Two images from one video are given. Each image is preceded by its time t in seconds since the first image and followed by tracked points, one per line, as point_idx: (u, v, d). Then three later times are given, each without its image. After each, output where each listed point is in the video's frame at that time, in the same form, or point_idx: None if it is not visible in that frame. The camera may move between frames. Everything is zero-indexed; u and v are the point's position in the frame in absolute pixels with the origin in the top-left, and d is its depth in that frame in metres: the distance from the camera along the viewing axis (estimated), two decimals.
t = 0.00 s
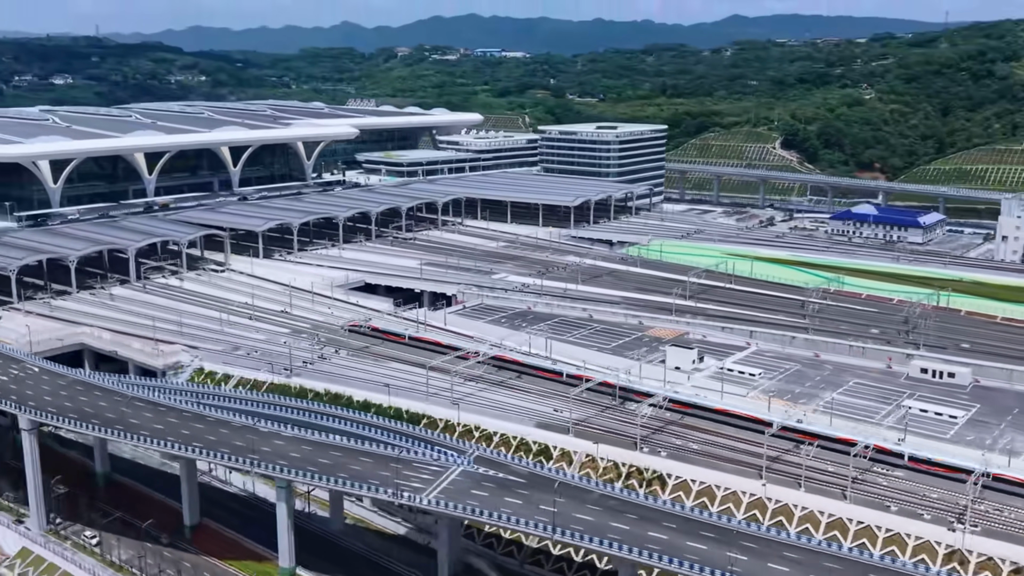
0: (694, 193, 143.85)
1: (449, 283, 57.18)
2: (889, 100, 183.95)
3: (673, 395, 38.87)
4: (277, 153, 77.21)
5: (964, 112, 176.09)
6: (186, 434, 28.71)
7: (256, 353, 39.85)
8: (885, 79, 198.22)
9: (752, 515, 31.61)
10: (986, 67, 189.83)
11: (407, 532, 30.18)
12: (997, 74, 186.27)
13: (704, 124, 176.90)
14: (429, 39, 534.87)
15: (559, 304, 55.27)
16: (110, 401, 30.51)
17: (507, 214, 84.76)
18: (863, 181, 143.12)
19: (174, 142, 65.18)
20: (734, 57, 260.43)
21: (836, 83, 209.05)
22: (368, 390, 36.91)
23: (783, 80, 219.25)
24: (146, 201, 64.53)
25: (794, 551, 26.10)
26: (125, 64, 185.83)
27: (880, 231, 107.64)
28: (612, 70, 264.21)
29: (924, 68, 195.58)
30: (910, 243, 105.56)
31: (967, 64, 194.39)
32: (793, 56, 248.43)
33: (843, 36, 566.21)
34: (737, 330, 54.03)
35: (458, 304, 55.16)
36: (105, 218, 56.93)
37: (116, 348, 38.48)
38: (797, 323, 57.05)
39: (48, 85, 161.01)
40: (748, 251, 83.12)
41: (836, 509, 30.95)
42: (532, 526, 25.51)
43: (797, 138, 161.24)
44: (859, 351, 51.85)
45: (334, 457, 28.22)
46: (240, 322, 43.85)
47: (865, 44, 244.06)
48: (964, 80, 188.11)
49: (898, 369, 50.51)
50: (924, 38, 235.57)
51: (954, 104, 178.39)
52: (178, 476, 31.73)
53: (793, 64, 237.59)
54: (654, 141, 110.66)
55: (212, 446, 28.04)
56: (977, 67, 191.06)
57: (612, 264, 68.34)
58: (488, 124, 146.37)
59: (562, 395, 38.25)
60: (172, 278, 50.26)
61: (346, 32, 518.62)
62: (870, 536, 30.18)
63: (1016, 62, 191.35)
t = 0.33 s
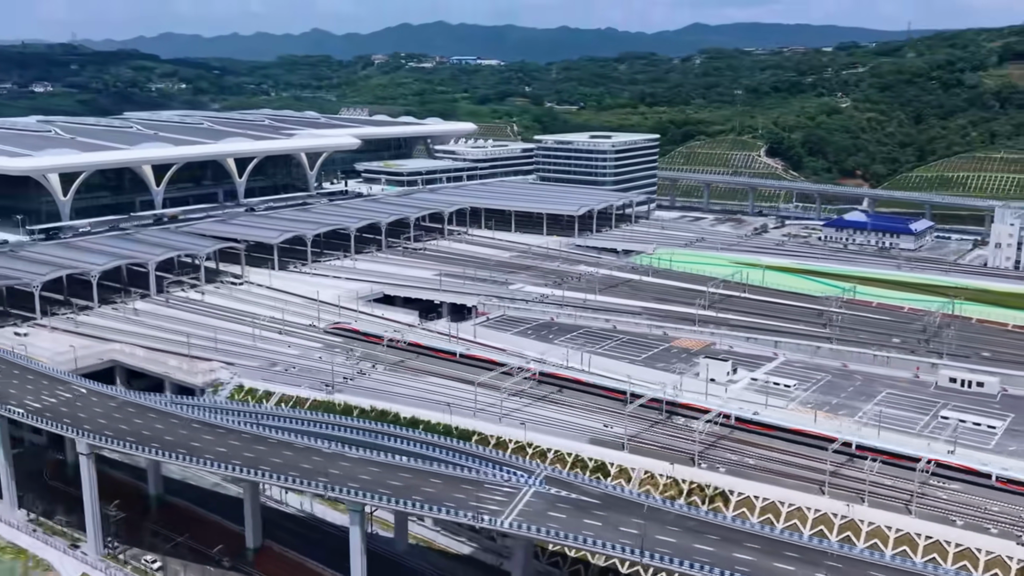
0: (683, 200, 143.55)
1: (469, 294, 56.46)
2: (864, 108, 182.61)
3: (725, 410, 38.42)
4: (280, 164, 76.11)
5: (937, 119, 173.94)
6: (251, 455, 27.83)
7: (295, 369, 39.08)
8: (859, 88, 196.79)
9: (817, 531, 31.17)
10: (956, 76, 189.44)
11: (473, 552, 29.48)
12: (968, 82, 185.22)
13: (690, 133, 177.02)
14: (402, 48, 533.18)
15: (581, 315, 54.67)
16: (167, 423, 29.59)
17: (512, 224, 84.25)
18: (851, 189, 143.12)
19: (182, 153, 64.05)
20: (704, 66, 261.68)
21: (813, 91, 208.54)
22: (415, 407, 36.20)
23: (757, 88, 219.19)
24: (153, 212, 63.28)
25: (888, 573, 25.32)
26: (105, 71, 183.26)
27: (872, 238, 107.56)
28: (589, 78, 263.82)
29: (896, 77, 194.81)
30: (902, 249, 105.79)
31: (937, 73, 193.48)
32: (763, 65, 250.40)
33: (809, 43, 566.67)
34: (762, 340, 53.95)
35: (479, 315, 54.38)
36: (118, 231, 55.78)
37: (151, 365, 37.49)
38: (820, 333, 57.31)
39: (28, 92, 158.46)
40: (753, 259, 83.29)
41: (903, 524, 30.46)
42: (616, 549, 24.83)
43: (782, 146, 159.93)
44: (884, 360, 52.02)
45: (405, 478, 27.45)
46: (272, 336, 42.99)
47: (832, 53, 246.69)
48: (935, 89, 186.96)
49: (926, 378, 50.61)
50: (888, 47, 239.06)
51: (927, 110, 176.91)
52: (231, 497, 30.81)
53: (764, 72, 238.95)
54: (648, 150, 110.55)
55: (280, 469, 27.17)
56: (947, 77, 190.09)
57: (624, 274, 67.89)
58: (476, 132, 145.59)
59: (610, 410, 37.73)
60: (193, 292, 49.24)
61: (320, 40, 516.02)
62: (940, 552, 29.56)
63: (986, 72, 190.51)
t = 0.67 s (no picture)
0: (673, 206, 143.57)
1: (487, 303, 56.16)
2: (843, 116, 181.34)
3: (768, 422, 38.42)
4: (284, 173, 75.54)
5: (913, 126, 172.93)
6: (313, 472, 27.36)
7: (330, 381, 38.65)
8: (835, 95, 196.43)
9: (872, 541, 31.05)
10: (929, 83, 189.95)
11: (531, 565, 29.44)
12: (941, 89, 185.43)
13: (677, 140, 177.06)
14: (378, 55, 531.89)
15: (600, 322, 54.49)
16: (223, 439, 29.05)
17: (515, 231, 84.17)
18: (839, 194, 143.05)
19: (191, 163, 63.22)
20: (678, 73, 262.81)
21: (793, 96, 208.27)
22: (458, 418, 35.85)
23: (733, 94, 219.42)
24: (161, 223, 62.42)
25: None
26: (87, 78, 181.21)
27: (864, 243, 107.94)
28: (569, 85, 263.66)
29: (871, 84, 195.01)
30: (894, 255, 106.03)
31: (909, 81, 193.81)
32: (736, 72, 251.78)
33: (780, 50, 568.35)
34: (782, 347, 54.22)
35: (500, 324, 54.08)
36: (131, 241, 55.01)
37: (186, 379, 36.92)
38: (836, 339, 57.86)
39: (11, 99, 156.45)
40: (756, 265, 83.68)
41: (959, 532, 30.33)
42: (691, 563, 24.58)
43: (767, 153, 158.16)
44: (902, 366, 52.45)
45: (470, 493, 27.11)
46: (301, 348, 42.41)
47: (803, 61, 248.42)
48: (908, 96, 186.70)
49: (947, 384, 50.93)
50: (859, 54, 241.14)
51: (902, 116, 176.65)
52: (284, 513, 30.36)
53: (738, 80, 239.83)
54: (642, 157, 110.60)
55: (344, 486, 26.73)
56: (921, 84, 190.20)
57: (632, 279, 67.66)
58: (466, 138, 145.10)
59: (650, 420, 37.60)
60: (213, 302, 48.60)
61: (296, 47, 513.15)
62: (999, 559, 29.36)
63: (958, 79, 190.95)
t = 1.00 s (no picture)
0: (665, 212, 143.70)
1: (509, 311, 56.12)
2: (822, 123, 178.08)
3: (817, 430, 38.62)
4: (293, 181, 75.25)
5: (888, 133, 169.39)
6: (386, 485, 27.14)
7: (373, 392, 38.45)
8: (813, 103, 195.00)
9: (930, 546, 31.21)
10: (901, 91, 187.75)
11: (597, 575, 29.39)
12: (914, 97, 182.89)
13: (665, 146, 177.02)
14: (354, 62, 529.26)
15: (624, 330, 54.60)
16: (289, 452, 28.79)
17: (522, 239, 84.22)
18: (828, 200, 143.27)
19: (204, 173, 62.66)
20: (653, 81, 263.86)
21: (771, 103, 207.85)
22: (508, 428, 35.75)
23: (712, 101, 219.26)
24: (175, 233, 61.80)
25: None
26: (71, 85, 179.27)
27: (857, 248, 108.11)
28: (549, 92, 263.88)
29: (848, 93, 193.57)
30: (886, 259, 106.74)
31: (883, 89, 192.44)
32: (710, 80, 252.61)
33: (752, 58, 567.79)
34: (804, 353, 54.65)
35: (523, 332, 54.02)
36: (152, 251, 54.55)
37: (229, 390, 36.60)
38: (854, 345, 58.46)
39: None
40: (761, 271, 84.27)
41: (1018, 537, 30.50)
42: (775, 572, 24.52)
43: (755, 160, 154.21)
44: (922, 370, 52.96)
45: (544, 506, 26.98)
46: (337, 358, 42.14)
47: (774, 69, 250.45)
48: (882, 104, 184.07)
49: (969, 387, 51.48)
50: (830, 62, 243.17)
51: (878, 124, 174.10)
52: (346, 525, 30.16)
53: (714, 87, 240.26)
54: (638, 165, 110.78)
55: (419, 499, 26.52)
56: (895, 92, 187.77)
57: (645, 286, 67.81)
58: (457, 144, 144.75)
59: (696, 428, 37.69)
60: (240, 313, 48.23)
61: (273, 55, 509.58)
62: None
63: (929, 88, 189.04)
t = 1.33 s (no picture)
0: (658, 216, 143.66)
1: (530, 315, 56.18)
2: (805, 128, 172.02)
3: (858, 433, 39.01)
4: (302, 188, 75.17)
5: (868, 138, 163.40)
6: (452, 493, 27.07)
7: (414, 399, 38.56)
8: (793, 108, 190.84)
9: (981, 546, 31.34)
10: (877, 97, 183.08)
11: None
12: (891, 103, 177.51)
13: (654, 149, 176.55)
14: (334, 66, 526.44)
15: (646, 334, 54.84)
16: (351, 460, 28.71)
17: (530, 243, 84.38)
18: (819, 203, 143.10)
19: (219, 181, 62.29)
20: (631, 87, 264.18)
21: (751, 109, 206.91)
22: (554, 434, 35.85)
23: (694, 106, 218.65)
24: (189, 240, 61.44)
25: None
26: (57, 90, 177.66)
27: (853, 251, 108.60)
28: (533, 98, 263.70)
29: (826, 99, 189.18)
30: (880, 262, 107.50)
31: (860, 97, 187.24)
32: (688, 86, 252.86)
33: (726, 65, 564.31)
34: (824, 356, 55.18)
35: (545, 336, 54.11)
36: (172, 259, 54.31)
37: (272, 398, 36.60)
38: (871, 347, 59.51)
39: None
40: (767, 275, 84.94)
41: None
42: None
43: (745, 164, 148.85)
44: (941, 372, 53.57)
45: (611, 513, 26.96)
46: (373, 366, 42.06)
47: (750, 76, 252.03)
48: (860, 110, 178.82)
49: (989, 387, 52.04)
50: (802, 70, 245.55)
51: (859, 129, 168.36)
52: (403, 531, 30.10)
53: (693, 94, 240.26)
54: (635, 171, 110.88)
55: (488, 508, 26.46)
56: (872, 98, 182.78)
57: (658, 290, 68.07)
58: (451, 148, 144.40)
59: (738, 433, 37.91)
60: (267, 320, 48.06)
61: (254, 62, 506.54)
62: None
63: (905, 94, 183.66)
